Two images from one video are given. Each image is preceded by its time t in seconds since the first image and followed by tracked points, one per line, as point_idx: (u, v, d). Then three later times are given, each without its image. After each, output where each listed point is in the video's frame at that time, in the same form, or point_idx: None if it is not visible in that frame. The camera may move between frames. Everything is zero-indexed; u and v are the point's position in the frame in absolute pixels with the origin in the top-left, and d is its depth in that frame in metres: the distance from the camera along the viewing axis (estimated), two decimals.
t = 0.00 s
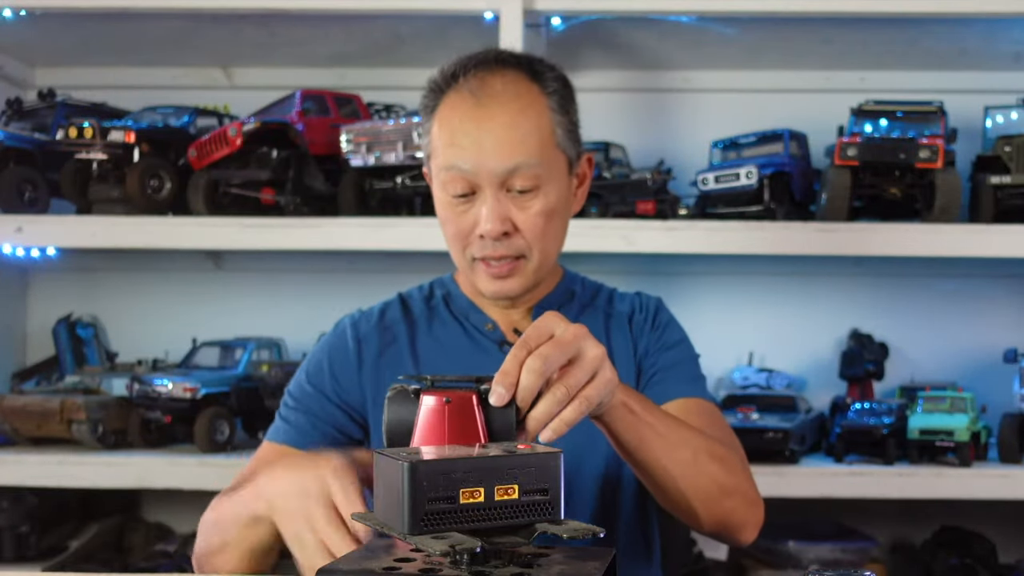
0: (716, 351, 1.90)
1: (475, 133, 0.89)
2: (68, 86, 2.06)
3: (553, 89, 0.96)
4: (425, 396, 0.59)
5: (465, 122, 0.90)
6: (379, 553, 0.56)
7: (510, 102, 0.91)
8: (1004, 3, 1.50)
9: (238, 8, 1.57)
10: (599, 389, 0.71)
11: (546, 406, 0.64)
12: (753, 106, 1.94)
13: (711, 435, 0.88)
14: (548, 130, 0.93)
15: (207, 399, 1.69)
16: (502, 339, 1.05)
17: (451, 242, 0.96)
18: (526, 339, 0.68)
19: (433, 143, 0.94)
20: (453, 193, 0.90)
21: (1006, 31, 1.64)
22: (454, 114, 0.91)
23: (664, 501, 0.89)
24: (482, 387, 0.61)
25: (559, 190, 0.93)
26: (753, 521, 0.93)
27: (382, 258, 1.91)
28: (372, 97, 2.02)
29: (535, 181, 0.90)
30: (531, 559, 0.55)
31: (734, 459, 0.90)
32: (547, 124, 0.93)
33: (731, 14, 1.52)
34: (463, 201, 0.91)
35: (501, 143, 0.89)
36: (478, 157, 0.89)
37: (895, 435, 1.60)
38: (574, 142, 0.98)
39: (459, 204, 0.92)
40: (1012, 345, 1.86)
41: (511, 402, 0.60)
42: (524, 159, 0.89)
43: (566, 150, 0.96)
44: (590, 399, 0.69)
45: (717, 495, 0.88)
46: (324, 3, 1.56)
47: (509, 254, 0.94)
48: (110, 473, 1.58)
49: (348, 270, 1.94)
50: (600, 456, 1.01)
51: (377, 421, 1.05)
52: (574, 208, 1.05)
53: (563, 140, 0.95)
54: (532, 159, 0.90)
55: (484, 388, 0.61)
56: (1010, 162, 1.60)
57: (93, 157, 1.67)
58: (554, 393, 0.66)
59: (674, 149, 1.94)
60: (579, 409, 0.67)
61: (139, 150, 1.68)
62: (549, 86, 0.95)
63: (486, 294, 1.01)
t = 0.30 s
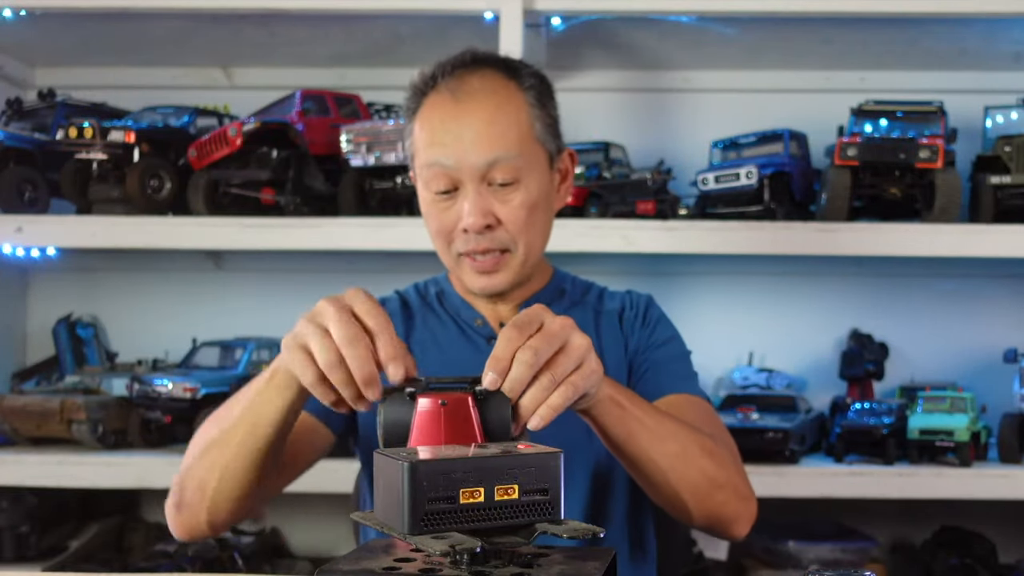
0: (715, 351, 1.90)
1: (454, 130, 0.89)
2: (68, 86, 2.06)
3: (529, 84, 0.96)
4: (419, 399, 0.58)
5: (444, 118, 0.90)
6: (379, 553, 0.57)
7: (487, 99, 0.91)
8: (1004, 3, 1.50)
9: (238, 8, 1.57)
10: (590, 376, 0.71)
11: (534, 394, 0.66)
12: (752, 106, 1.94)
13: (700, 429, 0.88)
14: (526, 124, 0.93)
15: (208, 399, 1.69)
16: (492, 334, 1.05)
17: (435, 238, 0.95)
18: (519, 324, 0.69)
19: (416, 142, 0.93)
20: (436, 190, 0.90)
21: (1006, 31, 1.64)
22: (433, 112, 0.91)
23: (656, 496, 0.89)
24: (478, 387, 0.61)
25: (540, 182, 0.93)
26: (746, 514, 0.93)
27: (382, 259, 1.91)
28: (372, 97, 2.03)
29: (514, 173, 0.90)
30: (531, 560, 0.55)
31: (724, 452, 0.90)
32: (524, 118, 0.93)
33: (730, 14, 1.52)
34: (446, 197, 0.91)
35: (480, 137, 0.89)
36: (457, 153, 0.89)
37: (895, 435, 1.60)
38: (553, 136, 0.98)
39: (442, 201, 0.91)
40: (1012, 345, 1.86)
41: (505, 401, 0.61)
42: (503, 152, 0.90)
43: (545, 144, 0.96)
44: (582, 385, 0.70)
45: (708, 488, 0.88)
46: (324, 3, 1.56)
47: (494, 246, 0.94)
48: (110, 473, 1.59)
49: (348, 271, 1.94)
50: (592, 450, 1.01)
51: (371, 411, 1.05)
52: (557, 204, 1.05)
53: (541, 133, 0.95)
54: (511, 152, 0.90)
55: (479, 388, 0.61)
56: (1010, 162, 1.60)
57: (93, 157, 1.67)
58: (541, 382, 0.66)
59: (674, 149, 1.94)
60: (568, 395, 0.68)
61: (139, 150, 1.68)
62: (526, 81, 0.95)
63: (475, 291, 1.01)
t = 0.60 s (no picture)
0: (715, 351, 1.90)
1: (461, 129, 0.89)
2: (68, 86, 2.06)
3: (534, 85, 0.96)
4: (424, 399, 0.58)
5: (450, 117, 0.90)
6: (379, 553, 0.56)
7: (493, 99, 0.91)
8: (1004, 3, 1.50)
9: (238, 8, 1.57)
10: (588, 371, 0.71)
11: (535, 392, 0.65)
12: (752, 106, 1.94)
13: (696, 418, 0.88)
14: (531, 124, 0.93)
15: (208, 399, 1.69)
16: (492, 334, 1.05)
17: (438, 236, 0.95)
18: (517, 323, 0.69)
19: (421, 142, 0.94)
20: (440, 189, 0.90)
21: (1005, 31, 1.64)
22: (438, 111, 0.91)
23: (653, 485, 0.89)
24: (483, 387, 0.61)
25: (544, 183, 0.93)
26: (743, 504, 0.93)
27: (382, 259, 1.91)
28: (372, 97, 2.03)
29: (519, 174, 0.90)
30: (531, 559, 0.55)
31: (720, 441, 0.90)
32: (530, 119, 0.93)
33: (731, 14, 1.52)
34: (450, 195, 0.91)
35: (486, 137, 0.89)
36: (463, 152, 0.89)
37: (895, 435, 1.60)
38: (557, 136, 0.98)
39: (447, 199, 0.91)
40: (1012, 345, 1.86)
41: (509, 400, 0.60)
42: (509, 152, 0.90)
43: (550, 144, 0.96)
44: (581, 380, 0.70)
45: (706, 477, 0.88)
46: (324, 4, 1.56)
47: (497, 245, 0.93)
48: (110, 473, 1.58)
49: (348, 271, 1.94)
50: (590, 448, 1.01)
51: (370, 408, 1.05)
52: (559, 203, 1.05)
53: (546, 134, 0.95)
54: (517, 152, 0.90)
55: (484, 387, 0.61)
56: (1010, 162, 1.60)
57: (93, 157, 1.67)
58: (542, 379, 0.66)
59: (674, 149, 1.94)
60: (569, 392, 0.68)
61: (139, 150, 1.68)
62: (531, 82, 0.95)
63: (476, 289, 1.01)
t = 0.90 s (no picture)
0: (715, 351, 1.90)
1: (462, 126, 0.89)
2: (68, 86, 2.06)
3: (536, 83, 0.96)
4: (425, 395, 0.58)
5: (452, 114, 0.90)
6: (379, 553, 0.57)
7: (496, 96, 0.91)
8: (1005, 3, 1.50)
9: (238, 8, 1.57)
10: (586, 370, 0.71)
11: (531, 389, 0.65)
12: (752, 106, 1.94)
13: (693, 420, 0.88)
14: (533, 122, 0.93)
15: (208, 399, 1.69)
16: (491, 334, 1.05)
17: (438, 234, 0.95)
18: (516, 320, 0.69)
19: (422, 138, 0.94)
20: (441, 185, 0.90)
21: (1006, 31, 1.63)
22: (439, 107, 0.91)
23: (651, 487, 0.89)
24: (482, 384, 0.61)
25: (545, 181, 0.93)
26: (742, 506, 0.93)
27: (382, 259, 1.91)
28: (372, 97, 2.03)
29: (520, 171, 0.90)
30: (531, 560, 0.55)
31: (718, 443, 0.90)
32: (532, 117, 0.93)
33: (731, 14, 1.52)
34: (450, 191, 0.91)
35: (487, 134, 0.89)
36: (463, 148, 0.89)
37: (895, 435, 1.60)
38: (558, 136, 0.98)
39: (447, 196, 0.91)
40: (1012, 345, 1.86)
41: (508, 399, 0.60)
42: (510, 149, 0.90)
43: (551, 143, 0.96)
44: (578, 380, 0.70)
45: (705, 479, 0.88)
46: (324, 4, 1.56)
47: (497, 242, 0.93)
48: (110, 473, 1.58)
49: (348, 271, 1.94)
50: (590, 449, 1.01)
51: (368, 409, 1.05)
52: (560, 202, 1.05)
53: (548, 132, 0.95)
54: (518, 150, 0.90)
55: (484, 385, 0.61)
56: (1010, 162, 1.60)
57: (93, 157, 1.67)
58: (538, 376, 0.66)
59: (674, 149, 1.94)
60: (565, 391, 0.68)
61: (139, 150, 1.68)
62: (533, 80, 0.95)
63: (476, 288, 1.01)
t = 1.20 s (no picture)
0: (714, 351, 1.90)
1: (456, 126, 0.89)
2: (68, 86, 2.06)
3: (532, 84, 0.96)
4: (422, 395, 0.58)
5: (447, 114, 0.90)
6: (379, 554, 0.57)
7: (491, 96, 0.91)
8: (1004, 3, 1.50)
9: (238, 8, 1.57)
10: (579, 366, 0.71)
11: (528, 386, 0.65)
12: (752, 107, 1.94)
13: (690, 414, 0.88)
14: (527, 123, 0.93)
15: (208, 399, 1.69)
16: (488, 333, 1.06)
17: (433, 233, 0.95)
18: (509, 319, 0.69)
19: (417, 139, 0.94)
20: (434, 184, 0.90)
21: (1005, 31, 1.63)
22: (435, 107, 0.91)
23: (650, 482, 0.89)
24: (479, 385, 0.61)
25: (538, 181, 0.93)
26: (741, 500, 0.93)
27: (382, 259, 1.91)
28: (372, 97, 2.03)
29: (514, 171, 0.90)
30: (531, 560, 0.55)
31: (715, 437, 0.90)
32: (527, 117, 0.93)
33: (730, 14, 1.52)
34: (444, 190, 0.91)
35: (482, 134, 0.89)
36: (457, 148, 0.89)
37: (895, 435, 1.60)
38: (553, 137, 0.98)
39: (441, 195, 0.91)
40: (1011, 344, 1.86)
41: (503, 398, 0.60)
42: (504, 149, 0.90)
43: (546, 144, 0.96)
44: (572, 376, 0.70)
45: (704, 472, 0.88)
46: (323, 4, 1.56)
47: (490, 241, 0.93)
48: (110, 473, 1.58)
49: (348, 271, 1.94)
50: (587, 447, 1.01)
51: (367, 409, 1.05)
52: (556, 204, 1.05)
53: (542, 132, 0.95)
54: (512, 150, 0.90)
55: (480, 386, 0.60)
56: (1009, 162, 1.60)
57: (93, 157, 1.67)
58: (534, 372, 0.66)
59: (674, 149, 1.94)
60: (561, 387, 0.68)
61: (139, 150, 1.68)
62: (529, 81, 0.96)
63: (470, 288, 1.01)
